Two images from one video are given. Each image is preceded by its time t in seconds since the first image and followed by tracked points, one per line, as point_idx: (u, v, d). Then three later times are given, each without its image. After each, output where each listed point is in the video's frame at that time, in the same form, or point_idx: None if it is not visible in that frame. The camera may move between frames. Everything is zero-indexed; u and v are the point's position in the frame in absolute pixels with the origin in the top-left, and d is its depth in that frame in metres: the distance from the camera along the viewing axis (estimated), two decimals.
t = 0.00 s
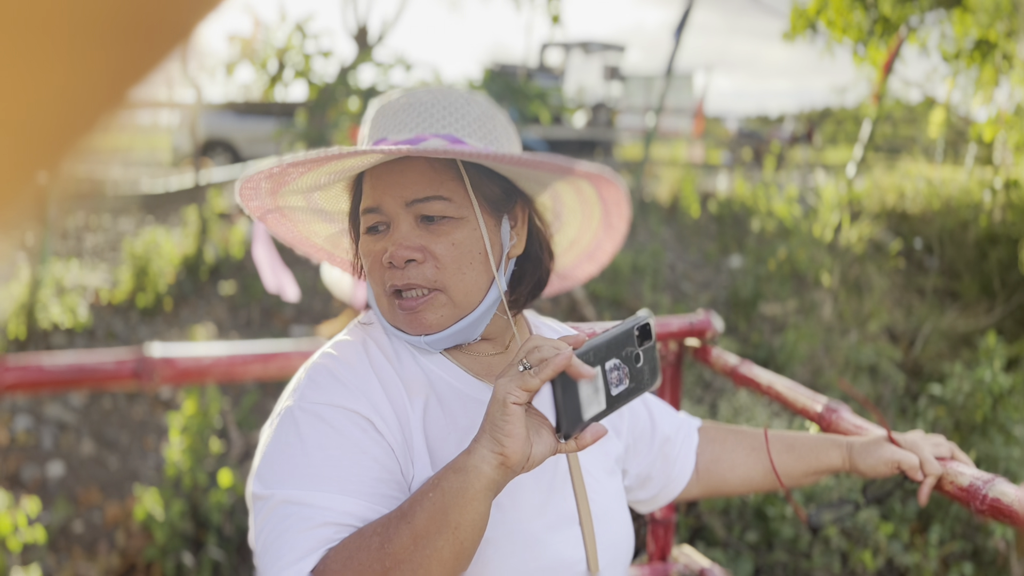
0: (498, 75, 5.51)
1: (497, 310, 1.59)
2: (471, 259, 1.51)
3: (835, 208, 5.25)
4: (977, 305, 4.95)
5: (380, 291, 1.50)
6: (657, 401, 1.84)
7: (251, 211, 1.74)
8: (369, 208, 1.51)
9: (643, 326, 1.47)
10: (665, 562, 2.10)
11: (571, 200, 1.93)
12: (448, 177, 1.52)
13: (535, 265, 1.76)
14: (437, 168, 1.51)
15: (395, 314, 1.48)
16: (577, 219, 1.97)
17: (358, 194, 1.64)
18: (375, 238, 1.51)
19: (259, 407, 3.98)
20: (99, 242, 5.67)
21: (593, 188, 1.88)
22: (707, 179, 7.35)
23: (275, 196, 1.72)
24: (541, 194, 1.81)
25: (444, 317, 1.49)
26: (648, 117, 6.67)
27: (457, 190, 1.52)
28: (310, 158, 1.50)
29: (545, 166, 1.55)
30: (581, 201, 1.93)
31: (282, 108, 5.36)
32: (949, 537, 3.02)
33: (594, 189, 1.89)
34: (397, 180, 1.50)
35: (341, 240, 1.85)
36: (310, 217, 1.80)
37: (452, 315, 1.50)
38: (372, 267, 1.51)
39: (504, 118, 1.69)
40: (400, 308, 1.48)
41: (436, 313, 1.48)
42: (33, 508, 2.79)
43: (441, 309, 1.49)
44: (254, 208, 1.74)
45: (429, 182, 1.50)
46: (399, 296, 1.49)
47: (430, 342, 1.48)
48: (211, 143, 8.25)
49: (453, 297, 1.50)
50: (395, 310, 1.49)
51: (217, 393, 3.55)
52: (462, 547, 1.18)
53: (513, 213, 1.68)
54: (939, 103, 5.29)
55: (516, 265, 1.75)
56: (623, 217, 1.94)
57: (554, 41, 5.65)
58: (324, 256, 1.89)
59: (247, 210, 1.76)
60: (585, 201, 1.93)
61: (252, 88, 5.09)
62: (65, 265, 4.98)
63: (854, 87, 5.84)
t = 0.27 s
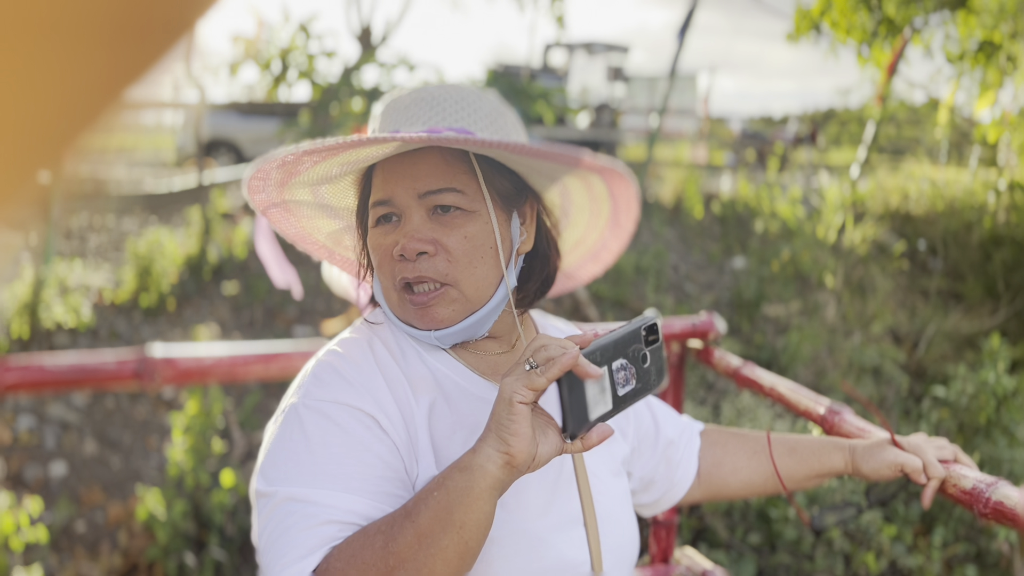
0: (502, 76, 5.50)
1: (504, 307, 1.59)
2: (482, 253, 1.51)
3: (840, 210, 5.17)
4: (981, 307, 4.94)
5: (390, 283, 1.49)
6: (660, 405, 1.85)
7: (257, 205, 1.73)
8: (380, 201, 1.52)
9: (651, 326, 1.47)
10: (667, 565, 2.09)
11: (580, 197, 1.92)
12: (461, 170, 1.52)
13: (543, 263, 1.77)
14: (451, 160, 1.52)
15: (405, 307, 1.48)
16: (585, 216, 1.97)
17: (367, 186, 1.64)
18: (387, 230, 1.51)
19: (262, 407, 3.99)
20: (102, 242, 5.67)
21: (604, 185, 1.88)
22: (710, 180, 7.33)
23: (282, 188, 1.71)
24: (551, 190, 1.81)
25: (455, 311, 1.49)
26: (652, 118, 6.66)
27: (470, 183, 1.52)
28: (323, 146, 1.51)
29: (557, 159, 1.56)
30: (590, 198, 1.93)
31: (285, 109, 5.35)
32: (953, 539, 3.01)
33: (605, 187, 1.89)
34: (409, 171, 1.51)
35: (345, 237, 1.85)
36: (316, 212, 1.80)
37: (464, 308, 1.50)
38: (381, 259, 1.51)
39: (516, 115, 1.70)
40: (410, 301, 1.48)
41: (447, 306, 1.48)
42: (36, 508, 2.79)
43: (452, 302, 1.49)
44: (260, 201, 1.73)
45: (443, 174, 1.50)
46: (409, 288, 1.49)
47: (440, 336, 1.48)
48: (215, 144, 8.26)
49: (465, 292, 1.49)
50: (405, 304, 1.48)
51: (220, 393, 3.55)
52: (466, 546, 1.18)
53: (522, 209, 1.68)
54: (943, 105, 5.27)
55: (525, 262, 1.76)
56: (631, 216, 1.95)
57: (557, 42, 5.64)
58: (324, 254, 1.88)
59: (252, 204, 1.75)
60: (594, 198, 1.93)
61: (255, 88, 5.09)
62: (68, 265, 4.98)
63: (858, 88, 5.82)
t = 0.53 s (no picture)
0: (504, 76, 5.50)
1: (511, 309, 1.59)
2: (490, 252, 1.50)
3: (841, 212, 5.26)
4: (984, 309, 4.92)
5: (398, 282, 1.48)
6: (667, 414, 1.84)
7: (262, 203, 1.74)
8: (386, 199, 1.52)
9: (658, 330, 1.47)
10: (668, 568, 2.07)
11: (589, 197, 1.90)
12: (470, 168, 1.52)
13: (552, 264, 1.78)
14: (459, 158, 1.52)
15: (411, 305, 1.47)
16: (595, 217, 1.95)
17: (375, 183, 1.65)
18: (395, 227, 1.50)
19: (263, 407, 3.99)
20: (104, 241, 5.68)
21: (615, 186, 1.86)
22: (713, 181, 7.32)
23: (288, 185, 1.72)
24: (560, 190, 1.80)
25: (462, 309, 1.48)
26: (654, 118, 6.65)
27: (479, 181, 1.53)
28: (326, 142, 1.51)
29: (566, 156, 1.56)
30: (600, 199, 1.90)
31: (288, 109, 5.35)
32: (955, 541, 3.01)
33: (616, 188, 1.87)
34: (416, 169, 1.51)
35: (350, 238, 1.85)
36: (321, 212, 1.80)
37: (471, 307, 1.49)
38: (388, 258, 1.50)
39: (523, 113, 1.70)
40: (417, 300, 1.47)
41: (455, 305, 1.48)
42: (38, 507, 2.79)
43: (459, 301, 1.48)
44: (265, 199, 1.74)
45: (451, 172, 1.50)
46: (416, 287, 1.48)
47: (445, 335, 1.47)
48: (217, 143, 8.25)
49: (472, 290, 1.49)
50: (412, 302, 1.48)
51: (222, 393, 3.55)
52: (464, 551, 1.18)
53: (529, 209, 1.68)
54: (947, 106, 5.26)
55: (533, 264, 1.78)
56: (641, 219, 1.94)
57: (560, 42, 5.64)
58: (328, 257, 1.86)
59: (257, 203, 1.76)
60: (604, 199, 1.91)
61: (257, 88, 5.09)
62: (71, 265, 4.98)
63: (861, 89, 5.81)
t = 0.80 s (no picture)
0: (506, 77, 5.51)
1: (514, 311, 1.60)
2: (497, 251, 1.51)
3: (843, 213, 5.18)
4: (985, 311, 4.91)
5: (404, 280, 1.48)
6: (671, 418, 1.83)
7: (264, 198, 1.72)
8: (393, 196, 1.52)
9: (663, 338, 1.48)
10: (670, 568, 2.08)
11: (596, 201, 1.88)
12: (479, 167, 1.53)
13: (555, 267, 1.80)
14: (469, 156, 1.53)
15: (416, 303, 1.47)
16: (601, 221, 1.94)
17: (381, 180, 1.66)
18: (401, 225, 1.50)
19: (264, 407, 3.99)
20: (106, 241, 5.69)
21: (623, 192, 1.85)
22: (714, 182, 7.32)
23: (292, 179, 1.71)
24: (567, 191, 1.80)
25: (468, 309, 1.48)
26: (656, 119, 6.64)
27: (488, 181, 1.53)
28: (336, 135, 1.51)
29: (576, 157, 1.56)
30: (607, 204, 1.89)
31: (289, 109, 5.35)
32: (956, 543, 3.01)
33: (624, 194, 1.86)
34: (425, 167, 1.51)
35: (349, 236, 1.85)
36: (322, 208, 1.80)
37: (477, 306, 1.49)
38: (394, 255, 1.50)
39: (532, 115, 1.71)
40: (421, 298, 1.47)
41: (460, 304, 1.47)
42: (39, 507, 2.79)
43: (464, 300, 1.48)
44: (268, 194, 1.72)
45: (459, 171, 1.51)
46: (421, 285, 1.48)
47: (448, 336, 1.47)
48: (218, 143, 8.27)
49: (477, 290, 1.49)
50: (416, 300, 1.47)
51: (223, 393, 3.55)
52: (453, 555, 1.18)
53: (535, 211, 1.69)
54: (948, 108, 5.27)
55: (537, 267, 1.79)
56: (646, 226, 1.94)
57: (562, 43, 5.64)
58: (328, 254, 1.86)
59: (259, 197, 1.74)
60: (611, 205, 1.90)
61: (259, 88, 5.09)
62: (73, 265, 4.99)
63: (862, 91, 5.81)
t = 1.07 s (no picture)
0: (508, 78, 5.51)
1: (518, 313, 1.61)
2: (501, 250, 1.51)
3: (844, 215, 5.18)
4: (985, 314, 4.91)
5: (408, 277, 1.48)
6: (676, 422, 1.83)
7: (269, 197, 1.74)
8: (398, 195, 1.52)
9: (666, 342, 1.48)
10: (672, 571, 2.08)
11: (601, 203, 1.89)
12: (485, 167, 1.53)
13: (559, 268, 1.80)
14: (474, 155, 1.54)
15: (421, 301, 1.47)
16: (604, 225, 1.94)
17: (386, 178, 1.66)
18: (405, 224, 1.50)
19: (265, 408, 3.99)
20: (106, 241, 5.68)
21: (628, 193, 1.86)
22: (714, 184, 7.32)
23: (297, 177, 1.72)
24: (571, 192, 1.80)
25: (471, 308, 1.49)
26: (656, 121, 6.64)
27: (492, 180, 1.53)
28: (342, 129, 1.52)
29: (580, 155, 1.56)
30: (612, 206, 1.90)
31: (290, 109, 5.35)
32: (956, 546, 3.01)
33: (629, 195, 1.87)
34: (430, 166, 1.52)
35: (353, 238, 1.83)
36: (327, 209, 1.80)
37: (481, 306, 1.49)
38: (398, 253, 1.50)
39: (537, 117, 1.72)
40: (426, 296, 1.47)
41: (464, 301, 1.48)
42: (39, 506, 2.78)
43: (467, 299, 1.48)
44: (272, 193, 1.73)
45: (464, 170, 1.51)
46: (424, 283, 1.48)
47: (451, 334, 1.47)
48: (219, 143, 8.27)
49: (481, 290, 1.49)
50: (420, 299, 1.48)
51: (225, 393, 3.54)
52: (455, 555, 1.17)
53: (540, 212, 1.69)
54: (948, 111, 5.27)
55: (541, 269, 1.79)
56: (650, 229, 1.95)
57: (563, 45, 5.64)
58: (330, 257, 1.83)
59: (264, 197, 1.75)
60: (615, 207, 1.90)
61: (259, 88, 5.09)
62: (74, 264, 4.99)
63: (863, 93, 5.82)
